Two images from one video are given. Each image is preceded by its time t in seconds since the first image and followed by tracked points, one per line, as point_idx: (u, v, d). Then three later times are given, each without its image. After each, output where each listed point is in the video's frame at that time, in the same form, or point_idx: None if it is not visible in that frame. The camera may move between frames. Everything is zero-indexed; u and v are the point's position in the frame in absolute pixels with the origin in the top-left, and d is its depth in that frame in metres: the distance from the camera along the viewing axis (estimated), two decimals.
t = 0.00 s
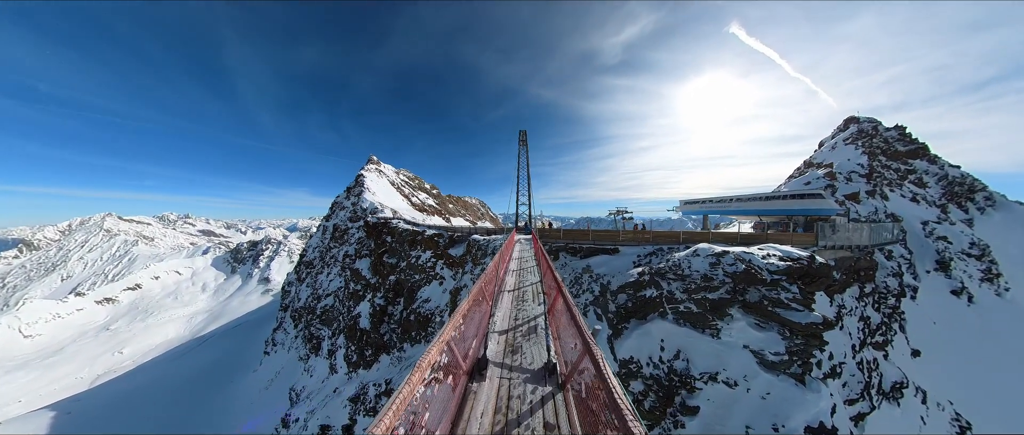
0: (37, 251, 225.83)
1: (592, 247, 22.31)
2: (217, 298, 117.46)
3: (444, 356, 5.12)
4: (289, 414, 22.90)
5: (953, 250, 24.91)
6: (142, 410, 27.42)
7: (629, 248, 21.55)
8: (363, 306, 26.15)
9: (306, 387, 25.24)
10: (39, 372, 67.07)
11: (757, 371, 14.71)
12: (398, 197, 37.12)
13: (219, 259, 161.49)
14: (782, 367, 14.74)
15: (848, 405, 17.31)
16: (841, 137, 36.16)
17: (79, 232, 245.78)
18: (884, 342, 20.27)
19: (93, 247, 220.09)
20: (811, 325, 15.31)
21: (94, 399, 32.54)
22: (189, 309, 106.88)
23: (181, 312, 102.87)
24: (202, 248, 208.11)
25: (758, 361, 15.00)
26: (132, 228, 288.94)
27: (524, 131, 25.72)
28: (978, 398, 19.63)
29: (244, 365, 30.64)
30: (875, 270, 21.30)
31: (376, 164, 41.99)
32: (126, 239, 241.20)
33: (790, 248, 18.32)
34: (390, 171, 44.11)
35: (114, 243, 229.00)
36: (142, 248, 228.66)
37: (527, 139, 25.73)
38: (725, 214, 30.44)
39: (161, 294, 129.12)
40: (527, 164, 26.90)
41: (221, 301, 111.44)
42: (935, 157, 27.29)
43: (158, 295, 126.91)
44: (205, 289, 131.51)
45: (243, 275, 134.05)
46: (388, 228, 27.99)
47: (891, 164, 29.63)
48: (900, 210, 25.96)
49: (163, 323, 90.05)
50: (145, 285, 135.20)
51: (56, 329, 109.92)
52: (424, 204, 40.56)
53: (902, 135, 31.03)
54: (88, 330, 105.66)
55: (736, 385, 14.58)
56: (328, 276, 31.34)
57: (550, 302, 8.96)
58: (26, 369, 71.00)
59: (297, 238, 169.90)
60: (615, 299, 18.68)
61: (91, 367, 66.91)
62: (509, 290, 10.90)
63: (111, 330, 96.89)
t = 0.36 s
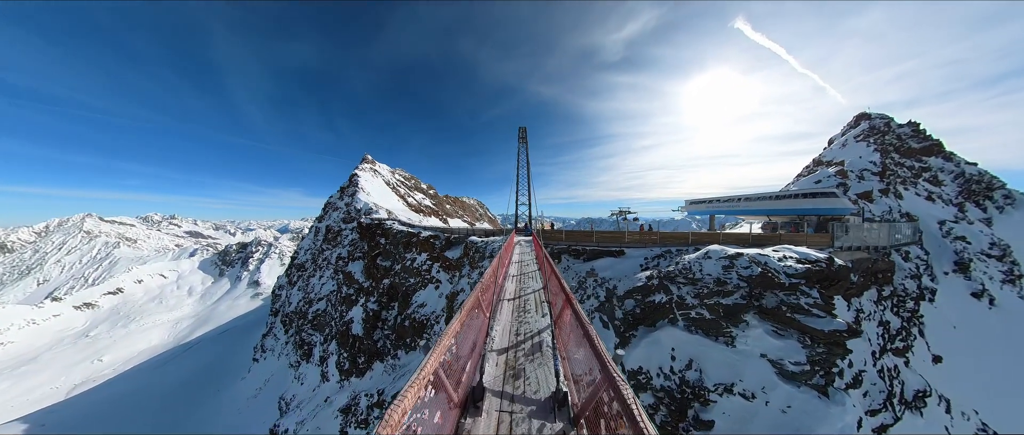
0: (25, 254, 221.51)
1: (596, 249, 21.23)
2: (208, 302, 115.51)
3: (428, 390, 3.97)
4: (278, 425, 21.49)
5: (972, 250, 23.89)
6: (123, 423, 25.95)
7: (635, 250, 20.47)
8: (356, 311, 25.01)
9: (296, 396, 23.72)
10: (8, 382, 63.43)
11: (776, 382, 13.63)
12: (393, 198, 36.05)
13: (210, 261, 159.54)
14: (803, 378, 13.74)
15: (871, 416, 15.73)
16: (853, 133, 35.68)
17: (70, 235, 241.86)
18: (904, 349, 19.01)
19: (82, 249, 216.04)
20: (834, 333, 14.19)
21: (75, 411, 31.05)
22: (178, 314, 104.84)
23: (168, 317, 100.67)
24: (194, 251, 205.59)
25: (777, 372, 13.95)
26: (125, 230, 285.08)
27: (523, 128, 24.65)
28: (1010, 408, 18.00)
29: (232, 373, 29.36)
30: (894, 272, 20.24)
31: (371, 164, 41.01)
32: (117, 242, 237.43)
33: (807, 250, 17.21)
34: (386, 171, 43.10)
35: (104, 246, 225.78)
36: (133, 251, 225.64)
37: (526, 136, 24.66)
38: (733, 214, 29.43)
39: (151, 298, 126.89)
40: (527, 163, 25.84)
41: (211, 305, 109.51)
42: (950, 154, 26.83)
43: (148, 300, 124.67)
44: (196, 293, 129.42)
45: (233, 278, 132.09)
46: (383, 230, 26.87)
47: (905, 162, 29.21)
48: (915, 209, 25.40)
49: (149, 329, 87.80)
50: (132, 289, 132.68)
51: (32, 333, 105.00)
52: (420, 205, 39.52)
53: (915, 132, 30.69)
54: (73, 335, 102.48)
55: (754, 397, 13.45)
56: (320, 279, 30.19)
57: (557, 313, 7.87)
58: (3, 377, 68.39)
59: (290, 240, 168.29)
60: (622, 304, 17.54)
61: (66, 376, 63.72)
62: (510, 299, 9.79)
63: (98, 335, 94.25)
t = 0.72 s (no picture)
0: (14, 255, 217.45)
1: (599, 251, 20.19)
2: (198, 305, 113.66)
3: None
4: None
5: (992, 253, 22.83)
6: None
7: (640, 251, 19.57)
8: (347, 315, 23.94)
9: (285, 403, 22.15)
10: None
11: (795, 395, 12.59)
12: (389, 197, 35.08)
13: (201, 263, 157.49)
14: (825, 391, 12.68)
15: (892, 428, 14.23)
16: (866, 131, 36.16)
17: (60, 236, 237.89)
18: (925, 356, 17.72)
19: (72, 251, 212.82)
20: (858, 342, 13.09)
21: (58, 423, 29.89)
22: (168, 317, 103.04)
23: (156, 322, 98.81)
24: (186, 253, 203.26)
25: (796, 384, 12.89)
26: (117, 231, 281.21)
27: (522, 124, 23.61)
28: None
29: (219, 379, 28.23)
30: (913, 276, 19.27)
31: (365, 162, 40.13)
32: (108, 243, 233.73)
33: (824, 251, 16.18)
34: (381, 169, 42.13)
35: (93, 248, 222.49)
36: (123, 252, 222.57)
37: (524, 133, 23.63)
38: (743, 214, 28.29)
39: (141, 301, 124.92)
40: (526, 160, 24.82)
41: (200, 307, 107.71)
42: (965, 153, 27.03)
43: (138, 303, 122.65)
44: (187, 296, 127.57)
45: (221, 280, 130.04)
46: (376, 230, 25.84)
47: (920, 161, 29.77)
48: (929, 208, 25.58)
49: (133, 335, 85.80)
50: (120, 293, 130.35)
51: (8, 339, 101.05)
52: (417, 204, 38.58)
53: (932, 131, 31.12)
54: (56, 339, 99.44)
55: (772, 412, 12.42)
56: (312, 281, 29.11)
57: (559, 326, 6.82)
58: None
59: (280, 240, 166.39)
60: (627, 310, 16.40)
61: (41, 385, 60.99)
62: (506, 306, 8.76)
63: (85, 339, 91.97)
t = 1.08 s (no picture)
0: (12, 255, 216.59)
1: (601, 252, 19.68)
2: (193, 305, 113.11)
3: None
4: None
5: (1006, 255, 22.17)
6: None
7: (645, 254, 19.17)
8: (343, 316, 23.48)
9: (279, 406, 21.68)
10: None
11: (812, 406, 11.67)
12: (387, 196, 34.65)
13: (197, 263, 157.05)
14: (841, 400, 11.86)
15: None
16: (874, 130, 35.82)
17: (57, 236, 236.87)
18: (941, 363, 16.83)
19: (67, 251, 212.22)
20: (879, 349, 12.45)
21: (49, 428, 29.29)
22: (163, 319, 102.53)
23: (150, 324, 98.20)
24: (182, 253, 202.69)
25: (813, 395, 12.01)
26: (116, 231, 280.51)
27: (522, 120, 23.02)
28: None
29: (213, 382, 27.71)
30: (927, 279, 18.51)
31: (363, 161, 39.82)
32: (105, 243, 232.61)
33: (837, 253, 15.69)
34: (379, 168, 41.73)
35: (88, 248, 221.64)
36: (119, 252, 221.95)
37: (524, 130, 23.06)
38: (750, 214, 27.74)
39: (136, 302, 124.35)
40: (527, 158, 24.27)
41: (196, 308, 107.18)
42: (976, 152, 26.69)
43: (134, 304, 122.10)
44: (183, 296, 127.09)
45: (216, 280, 129.50)
46: (372, 230, 25.32)
47: (930, 159, 29.40)
48: (940, 208, 25.13)
49: (126, 337, 85.16)
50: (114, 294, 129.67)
51: None
52: (415, 204, 38.13)
53: (941, 130, 30.84)
54: (47, 341, 98.62)
55: (787, 424, 11.45)
56: (308, 282, 28.65)
57: (563, 340, 6.18)
58: None
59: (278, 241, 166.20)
60: (632, 315, 15.83)
61: (31, 388, 60.05)
62: (505, 316, 8.11)
63: (81, 340, 91.31)
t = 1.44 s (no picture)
0: (18, 256, 218.91)
1: (603, 253, 19.53)
2: (197, 305, 114.17)
3: None
4: None
5: (1014, 255, 21.81)
6: None
7: (649, 254, 18.99)
8: (343, 317, 23.58)
9: (280, 406, 21.79)
10: None
11: (825, 412, 11.69)
12: (388, 197, 34.77)
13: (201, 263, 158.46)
14: (854, 407, 11.88)
15: None
16: (878, 128, 35.55)
17: (62, 236, 239.09)
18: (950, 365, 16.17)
19: (73, 251, 214.65)
20: (895, 354, 12.26)
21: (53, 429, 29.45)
22: (166, 319, 103.54)
23: (153, 324, 99.20)
24: (185, 253, 204.49)
25: (828, 401, 11.98)
26: (120, 231, 283.06)
27: (522, 120, 23.01)
28: None
29: (215, 384, 27.81)
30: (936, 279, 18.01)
31: (364, 161, 39.95)
32: (109, 243, 234.65)
33: (846, 253, 15.38)
34: (380, 169, 41.89)
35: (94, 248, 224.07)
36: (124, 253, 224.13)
37: (524, 130, 23.01)
38: (752, 214, 27.58)
39: (141, 302, 125.57)
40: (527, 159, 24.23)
41: (199, 308, 108.13)
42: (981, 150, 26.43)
43: (138, 304, 123.30)
44: (186, 296, 128.19)
45: (219, 280, 130.67)
46: (372, 230, 25.42)
47: (934, 158, 29.15)
48: (946, 208, 24.85)
49: (130, 336, 86.13)
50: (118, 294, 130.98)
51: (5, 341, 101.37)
52: (416, 204, 38.28)
53: (946, 128, 30.60)
54: (52, 341, 99.65)
55: (798, 430, 11.51)
56: (309, 282, 28.75)
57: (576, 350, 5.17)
58: None
59: (280, 241, 167.41)
60: (635, 319, 15.67)
61: (34, 388, 60.62)
62: (508, 319, 7.04)
63: (85, 340, 92.14)
